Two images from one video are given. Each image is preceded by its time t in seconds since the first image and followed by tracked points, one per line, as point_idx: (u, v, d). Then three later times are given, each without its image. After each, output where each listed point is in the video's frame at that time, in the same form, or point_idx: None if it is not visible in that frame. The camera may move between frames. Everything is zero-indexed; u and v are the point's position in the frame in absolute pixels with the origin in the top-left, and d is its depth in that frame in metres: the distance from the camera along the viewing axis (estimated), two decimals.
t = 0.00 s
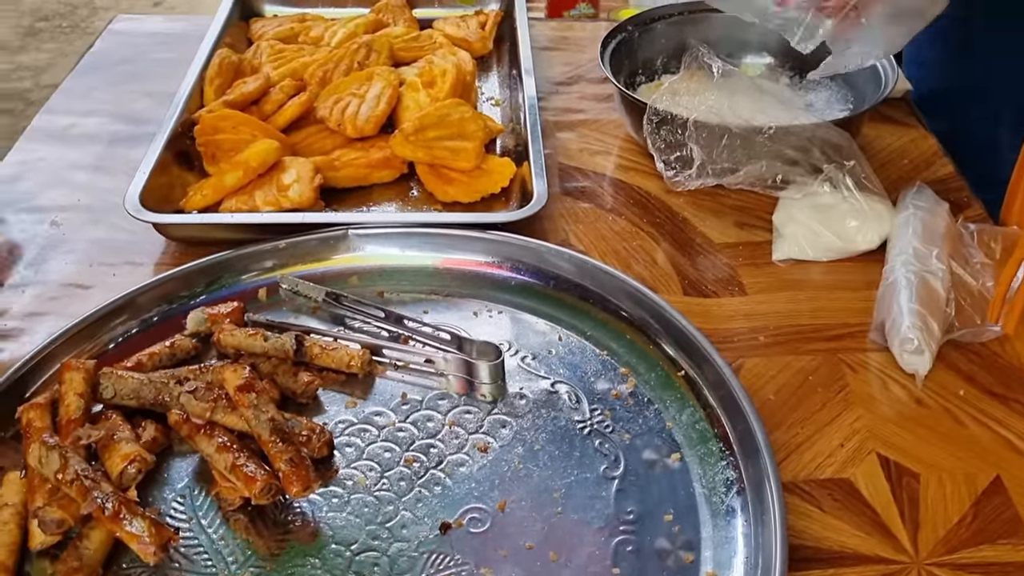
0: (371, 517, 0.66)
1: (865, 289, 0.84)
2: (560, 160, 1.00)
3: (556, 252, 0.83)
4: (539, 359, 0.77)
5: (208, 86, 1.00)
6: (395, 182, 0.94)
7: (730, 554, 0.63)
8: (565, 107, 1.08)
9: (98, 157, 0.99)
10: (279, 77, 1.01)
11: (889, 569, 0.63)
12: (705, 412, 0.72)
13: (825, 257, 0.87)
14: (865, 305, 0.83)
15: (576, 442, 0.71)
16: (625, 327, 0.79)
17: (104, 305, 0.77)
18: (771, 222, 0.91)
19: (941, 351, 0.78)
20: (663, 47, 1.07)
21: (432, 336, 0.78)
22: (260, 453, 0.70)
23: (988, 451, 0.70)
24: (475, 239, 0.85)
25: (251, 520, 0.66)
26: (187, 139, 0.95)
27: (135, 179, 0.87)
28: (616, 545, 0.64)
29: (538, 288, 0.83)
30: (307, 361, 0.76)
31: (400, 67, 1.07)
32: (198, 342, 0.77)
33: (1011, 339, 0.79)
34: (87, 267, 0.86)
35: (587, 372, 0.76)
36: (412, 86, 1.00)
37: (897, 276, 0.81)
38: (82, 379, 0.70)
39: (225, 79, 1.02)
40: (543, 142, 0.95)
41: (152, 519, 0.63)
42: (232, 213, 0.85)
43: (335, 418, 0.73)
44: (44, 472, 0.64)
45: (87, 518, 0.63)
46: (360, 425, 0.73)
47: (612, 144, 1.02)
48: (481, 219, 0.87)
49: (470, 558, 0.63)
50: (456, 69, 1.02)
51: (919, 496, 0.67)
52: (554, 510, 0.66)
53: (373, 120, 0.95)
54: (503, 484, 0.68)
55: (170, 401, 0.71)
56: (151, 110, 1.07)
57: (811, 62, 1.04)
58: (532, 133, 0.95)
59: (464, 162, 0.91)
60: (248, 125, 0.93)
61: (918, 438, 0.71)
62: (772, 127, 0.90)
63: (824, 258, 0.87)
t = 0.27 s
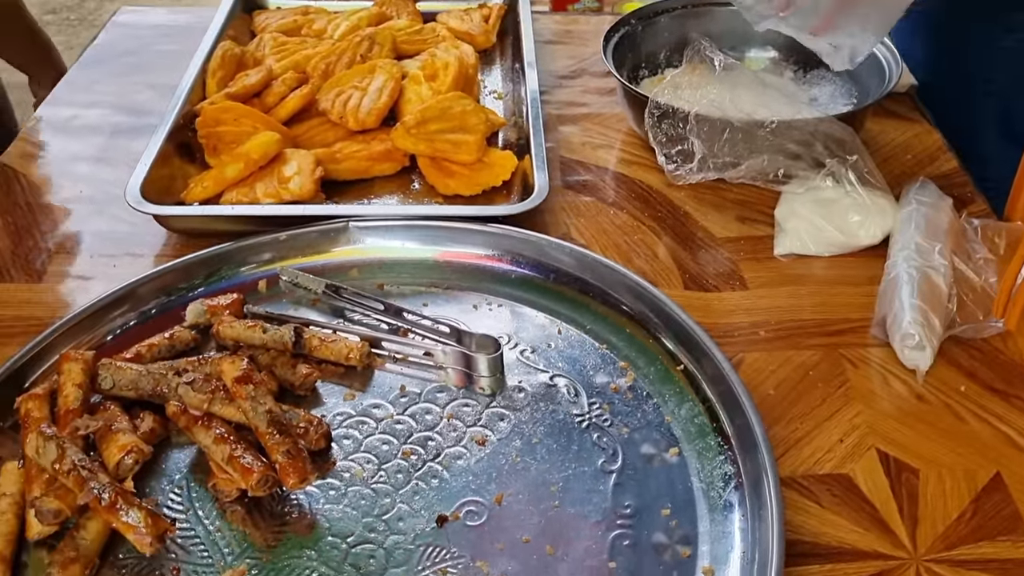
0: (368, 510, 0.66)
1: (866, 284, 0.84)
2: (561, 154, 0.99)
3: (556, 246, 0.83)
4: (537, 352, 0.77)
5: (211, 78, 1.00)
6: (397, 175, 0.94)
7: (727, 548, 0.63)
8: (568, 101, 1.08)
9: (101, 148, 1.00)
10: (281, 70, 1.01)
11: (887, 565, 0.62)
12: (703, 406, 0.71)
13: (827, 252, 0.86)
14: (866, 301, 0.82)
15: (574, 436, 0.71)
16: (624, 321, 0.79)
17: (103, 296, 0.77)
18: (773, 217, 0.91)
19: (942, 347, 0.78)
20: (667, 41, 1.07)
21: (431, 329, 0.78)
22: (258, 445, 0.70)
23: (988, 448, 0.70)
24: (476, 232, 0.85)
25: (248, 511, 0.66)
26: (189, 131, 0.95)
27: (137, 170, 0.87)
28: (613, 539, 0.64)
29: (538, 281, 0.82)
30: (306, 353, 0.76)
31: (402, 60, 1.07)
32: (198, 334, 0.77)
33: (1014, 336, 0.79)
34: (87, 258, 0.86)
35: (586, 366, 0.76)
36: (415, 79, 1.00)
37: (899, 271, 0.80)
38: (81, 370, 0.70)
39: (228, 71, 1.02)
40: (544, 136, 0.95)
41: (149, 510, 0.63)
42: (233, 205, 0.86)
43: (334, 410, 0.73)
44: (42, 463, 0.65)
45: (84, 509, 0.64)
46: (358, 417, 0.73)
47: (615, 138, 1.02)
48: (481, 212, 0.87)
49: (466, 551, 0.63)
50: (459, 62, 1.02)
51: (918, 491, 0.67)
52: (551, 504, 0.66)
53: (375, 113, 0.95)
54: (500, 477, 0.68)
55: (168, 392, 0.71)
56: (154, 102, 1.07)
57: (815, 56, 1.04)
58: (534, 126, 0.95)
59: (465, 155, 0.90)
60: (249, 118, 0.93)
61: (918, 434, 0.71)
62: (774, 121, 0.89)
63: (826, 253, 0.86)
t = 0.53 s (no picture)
0: (366, 504, 0.66)
1: (870, 278, 0.83)
2: (564, 148, 0.99)
3: (557, 240, 0.82)
4: (537, 347, 0.77)
5: (214, 73, 1.00)
6: (399, 169, 0.94)
7: (725, 544, 0.62)
8: (571, 95, 1.08)
9: (105, 143, 1.00)
10: (284, 64, 1.01)
11: (887, 561, 0.62)
12: (702, 401, 0.71)
13: (830, 247, 0.86)
14: (869, 295, 0.82)
15: (573, 430, 0.71)
16: (625, 316, 0.78)
17: (104, 291, 0.78)
18: (777, 211, 0.90)
19: (946, 342, 0.77)
20: (671, 35, 1.06)
21: (431, 324, 0.78)
22: (256, 439, 0.70)
23: (990, 443, 0.69)
24: (476, 226, 0.85)
25: (246, 505, 0.66)
26: (191, 126, 0.95)
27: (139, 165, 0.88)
28: (611, 534, 0.64)
29: (538, 276, 0.82)
30: (306, 348, 0.76)
31: (406, 54, 1.07)
32: (199, 328, 0.78)
33: (1018, 331, 0.78)
34: (90, 253, 0.86)
35: (586, 361, 0.76)
36: (417, 73, 1.00)
37: (902, 265, 0.80)
38: (81, 364, 0.71)
39: (231, 65, 1.02)
40: (547, 130, 0.95)
41: (147, 504, 0.63)
42: (235, 200, 0.86)
43: (333, 405, 0.73)
44: (42, 456, 0.65)
45: (83, 502, 0.64)
46: (357, 412, 0.73)
47: (618, 132, 1.01)
48: (482, 207, 0.87)
49: (464, 546, 0.63)
50: (462, 56, 1.02)
51: (919, 487, 0.67)
52: (549, 499, 0.66)
53: (377, 107, 0.95)
54: (498, 472, 0.68)
55: (168, 386, 0.72)
56: (159, 97, 1.07)
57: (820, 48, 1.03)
58: (536, 120, 0.95)
59: (468, 149, 0.90)
60: (251, 112, 0.93)
61: (919, 429, 0.71)
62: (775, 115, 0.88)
63: (829, 247, 0.86)
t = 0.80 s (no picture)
0: (388, 480, 0.66)
1: (892, 258, 0.82)
2: (584, 127, 0.98)
3: (577, 218, 0.82)
4: (558, 325, 0.77)
5: (232, 51, 1.01)
6: (418, 147, 0.94)
7: (747, 522, 0.62)
8: (590, 73, 1.07)
9: (124, 122, 1.00)
10: (302, 42, 1.01)
11: (910, 541, 0.62)
12: (724, 379, 0.71)
13: (852, 226, 0.85)
14: (892, 275, 0.81)
15: (594, 408, 0.70)
16: (646, 294, 0.78)
17: (125, 268, 0.78)
18: (799, 190, 0.89)
19: (970, 321, 0.77)
20: (691, 12, 1.05)
21: (451, 302, 0.78)
22: (278, 415, 0.70)
23: (1015, 423, 0.69)
24: (496, 205, 0.84)
25: (268, 481, 0.67)
26: (210, 103, 0.95)
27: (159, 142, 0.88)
28: (633, 511, 0.64)
29: (559, 254, 0.82)
30: (326, 325, 0.76)
31: (424, 32, 1.06)
32: (219, 306, 0.78)
33: None
34: (111, 230, 0.87)
35: (607, 339, 0.75)
36: (436, 51, 1.00)
37: (926, 245, 0.79)
38: (103, 340, 0.71)
39: (249, 43, 1.02)
40: (566, 108, 0.94)
41: (171, 478, 0.63)
42: (254, 177, 0.86)
43: (354, 381, 0.73)
44: (66, 431, 0.65)
45: (107, 476, 0.64)
46: (378, 388, 0.73)
47: (638, 111, 1.01)
48: (502, 185, 0.86)
49: (486, 522, 0.63)
50: (480, 34, 1.01)
51: (942, 467, 0.66)
52: (570, 476, 0.66)
53: (396, 85, 0.95)
54: (520, 449, 0.68)
55: (190, 362, 0.72)
56: (178, 75, 1.07)
57: (843, 25, 1.01)
58: (555, 99, 0.94)
59: (487, 127, 0.90)
60: (270, 90, 0.93)
61: (943, 409, 0.70)
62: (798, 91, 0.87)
63: (852, 226, 0.85)
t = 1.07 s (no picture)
0: (406, 476, 0.68)
1: (907, 256, 0.83)
2: (600, 125, 0.99)
3: (593, 218, 0.83)
4: (573, 323, 0.78)
5: (252, 51, 1.02)
6: (436, 147, 0.95)
7: (759, 519, 0.63)
8: (606, 72, 1.08)
9: (148, 122, 1.02)
10: (321, 42, 1.02)
11: (920, 538, 0.62)
12: (737, 378, 0.72)
13: (867, 224, 0.86)
14: (906, 273, 0.81)
15: (609, 406, 0.71)
16: (660, 294, 0.79)
17: (149, 267, 0.80)
18: (813, 188, 0.90)
19: (983, 320, 0.77)
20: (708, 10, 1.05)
21: (468, 300, 0.79)
22: (298, 412, 0.72)
23: None
24: (512, 204, 0.85)
25: (289, 476, 0.68)
26: (231, 104, 0.97)
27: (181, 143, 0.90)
28: (646, 507, 0.65)
29: (574, 254, 0.83)
30: (346, 324, 0.78)
31: (442, 32, 1.07)
32: (240, 304, 0.79)
33: None
34: (135, 229, 0.88)
35: (622, 337, 0.76)
36: (453, 51, 1.00)
37: (940, 244, 0.79)
38: (129, 338, 0.73)
39: (269, 44, 1.04)
40: (582, 107, 0.95)
41: (195, 474, 0.65)
42: (274, 177, 0.87)
43: (373, 379, 0.75)
44: (93, 427, 0.67)
45: (133, 472, 0.66)
46: (396, 386, 0.74)
47: (654, 109, 1.01)
48: (518, 184, 0.87)
49: (501, 518, 0.65)
50: (497, 33, 1.02)
51: (953, 465, 0.67)
52: (585, 473, 0.67)
53: (414, 85, 0.96)
54: (535, 446, 0.69)
55: (212, 360, 0.73)
56: (200, 76, 1.09)
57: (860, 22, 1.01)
58: (571, 98, 0.95)
59: (504, 127, 0.91)
60: (290, 90, 0.94)
61: (955, 408, 0.71)
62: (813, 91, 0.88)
63: (866, 225, 0.86)
